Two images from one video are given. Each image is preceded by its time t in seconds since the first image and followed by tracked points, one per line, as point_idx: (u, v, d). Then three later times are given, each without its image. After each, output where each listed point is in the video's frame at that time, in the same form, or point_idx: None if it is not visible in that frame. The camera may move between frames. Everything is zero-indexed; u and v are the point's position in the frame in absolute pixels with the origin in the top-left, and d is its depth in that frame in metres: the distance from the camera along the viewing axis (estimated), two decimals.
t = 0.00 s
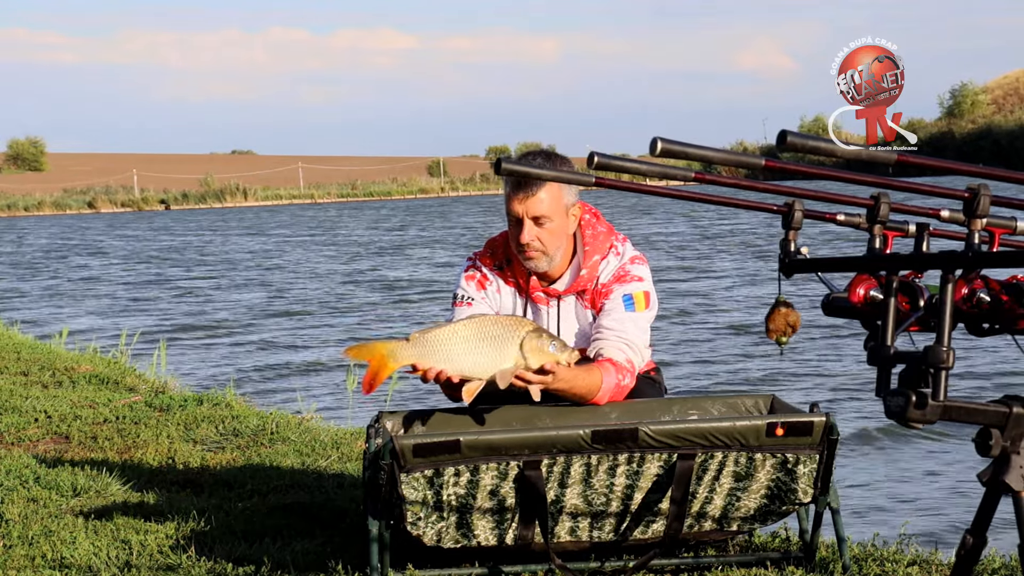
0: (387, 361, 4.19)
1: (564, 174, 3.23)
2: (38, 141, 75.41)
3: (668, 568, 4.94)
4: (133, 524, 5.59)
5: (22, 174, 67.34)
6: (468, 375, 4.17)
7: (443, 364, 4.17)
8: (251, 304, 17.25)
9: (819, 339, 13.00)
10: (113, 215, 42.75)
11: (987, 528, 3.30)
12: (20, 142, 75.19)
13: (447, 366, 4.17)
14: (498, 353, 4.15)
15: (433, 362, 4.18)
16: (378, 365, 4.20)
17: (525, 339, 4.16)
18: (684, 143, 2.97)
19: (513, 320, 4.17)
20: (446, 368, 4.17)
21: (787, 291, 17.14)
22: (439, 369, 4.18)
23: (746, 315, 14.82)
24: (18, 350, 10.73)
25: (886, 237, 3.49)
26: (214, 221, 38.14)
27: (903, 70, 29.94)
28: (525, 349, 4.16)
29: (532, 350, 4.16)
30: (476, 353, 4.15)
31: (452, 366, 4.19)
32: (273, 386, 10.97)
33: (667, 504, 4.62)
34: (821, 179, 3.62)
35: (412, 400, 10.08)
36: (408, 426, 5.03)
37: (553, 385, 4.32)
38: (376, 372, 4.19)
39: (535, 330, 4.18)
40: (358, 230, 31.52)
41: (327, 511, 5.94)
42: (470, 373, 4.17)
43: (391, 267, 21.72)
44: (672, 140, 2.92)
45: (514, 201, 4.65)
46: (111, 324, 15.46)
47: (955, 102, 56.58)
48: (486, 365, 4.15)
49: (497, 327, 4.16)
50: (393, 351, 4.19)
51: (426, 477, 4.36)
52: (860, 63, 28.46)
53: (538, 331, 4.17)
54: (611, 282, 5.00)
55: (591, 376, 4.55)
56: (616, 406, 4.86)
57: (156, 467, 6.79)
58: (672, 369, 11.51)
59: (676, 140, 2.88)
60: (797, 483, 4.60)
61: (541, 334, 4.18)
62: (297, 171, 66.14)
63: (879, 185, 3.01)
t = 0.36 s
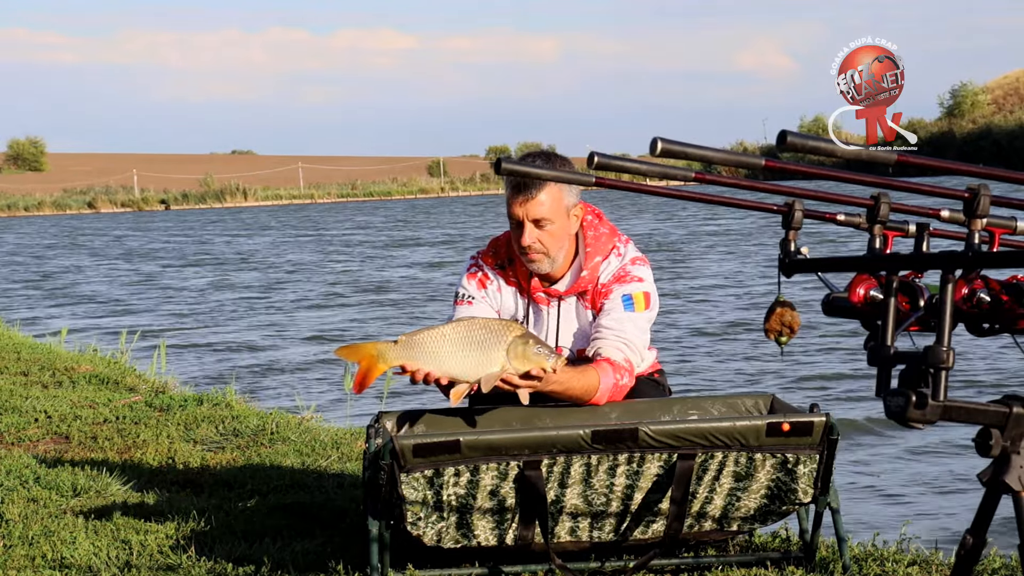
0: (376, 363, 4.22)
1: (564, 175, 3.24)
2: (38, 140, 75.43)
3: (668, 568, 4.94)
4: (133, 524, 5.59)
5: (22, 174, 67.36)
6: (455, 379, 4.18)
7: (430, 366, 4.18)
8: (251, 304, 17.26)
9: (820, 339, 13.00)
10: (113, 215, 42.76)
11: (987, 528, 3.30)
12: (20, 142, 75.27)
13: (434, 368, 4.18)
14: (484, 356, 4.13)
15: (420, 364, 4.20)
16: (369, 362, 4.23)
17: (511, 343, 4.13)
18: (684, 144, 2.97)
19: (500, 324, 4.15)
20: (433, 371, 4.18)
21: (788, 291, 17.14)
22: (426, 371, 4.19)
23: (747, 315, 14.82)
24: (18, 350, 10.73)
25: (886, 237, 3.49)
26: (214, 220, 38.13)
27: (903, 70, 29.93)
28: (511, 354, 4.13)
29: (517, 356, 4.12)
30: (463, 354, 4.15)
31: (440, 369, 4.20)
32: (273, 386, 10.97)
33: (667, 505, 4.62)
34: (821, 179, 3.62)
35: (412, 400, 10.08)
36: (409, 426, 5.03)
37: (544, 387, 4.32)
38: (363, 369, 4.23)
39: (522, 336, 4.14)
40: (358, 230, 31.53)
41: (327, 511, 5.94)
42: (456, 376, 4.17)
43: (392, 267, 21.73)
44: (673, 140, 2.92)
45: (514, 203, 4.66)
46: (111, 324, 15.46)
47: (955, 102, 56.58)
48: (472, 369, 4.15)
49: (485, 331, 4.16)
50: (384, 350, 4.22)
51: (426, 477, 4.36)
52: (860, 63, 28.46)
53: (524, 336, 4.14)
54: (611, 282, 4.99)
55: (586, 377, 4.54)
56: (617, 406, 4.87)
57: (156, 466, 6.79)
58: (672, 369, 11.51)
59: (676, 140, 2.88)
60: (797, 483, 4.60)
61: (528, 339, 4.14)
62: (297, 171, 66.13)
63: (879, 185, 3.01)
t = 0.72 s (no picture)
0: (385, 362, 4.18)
1: (566, 174, 3.25)
2: (37, 140, 75.42)
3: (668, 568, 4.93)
4: (133, 524, 5.59)
5: (22, 174, 67.35)
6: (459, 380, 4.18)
7: (436, 366, 4.17)
8: (250, 304, 17.24)
9: (820, 339, 13.00)
10: (113, 215, 42.76)
11: (987, 528, 3.30)
12: (20, 143, 75.31)
13: (439, 368, 4.17)
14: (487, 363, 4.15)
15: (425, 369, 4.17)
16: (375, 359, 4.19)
17: (512, 345, 4.16)
18: (684, 144, 2.97)
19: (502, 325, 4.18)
20: (437, 371, 4.18)
21: (787, 291, 17.14)
22: (431, 371, 4.17)
23: (747, 315, 14.81)
24: (18, 350, 10.74)
25: (885, 237, 3.49)
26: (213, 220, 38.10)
27: (903, 70, 29.93)
28: (512, 355, 4.16)
29: (519, 357, 4.15)
30: (466, 360, 4.15)
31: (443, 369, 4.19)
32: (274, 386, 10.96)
33: (667, 504, 4.62)
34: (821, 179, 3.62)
35: (412, 401, 10.07)
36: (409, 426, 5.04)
37: (544, 390, 4.34)
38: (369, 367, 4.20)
39: (522, 337, 4.18)
40: (358, 230, 31.52)
41: (327, 511, 5.94)
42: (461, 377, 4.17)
43: (392, 267, 21.72)
44: (672, 140, 2.93)
45: (524, 203, 4.65)
46: (111, 324, 15.46)
47: (954, 102, 56.57)
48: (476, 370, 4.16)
49: (487, 335, 4.16)
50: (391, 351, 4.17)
51: (426, 477, 4.36)
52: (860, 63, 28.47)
53: (524, 337, 4.18)
54: (612, 281, 4.99)
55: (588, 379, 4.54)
56: (616, 406, 4.90)
57: (156, 467, 6.79)
58: (672, 369, 11.51)
59: (676, 140, 2.89)
60: (797, 483, 4.60)
61: (528, 340, 4.18)
62: (297, 171, 66.11)
63: (879, 185, 3.01)
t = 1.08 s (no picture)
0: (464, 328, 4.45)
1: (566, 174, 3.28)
2: (37, 140, 75.43)
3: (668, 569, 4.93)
4: (132, 524, 5.59)
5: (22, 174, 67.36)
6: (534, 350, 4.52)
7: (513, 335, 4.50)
8: (251, 304, 17.25)
9: (820, 339, 13.01)
10: (113, 215, 42.78)
11: (987, 528, 3.30)
12: (20, 143, 75.35)
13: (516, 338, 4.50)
14: (558, 335, 4.52)
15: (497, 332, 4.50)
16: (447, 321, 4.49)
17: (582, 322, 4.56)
18: (683, 144, 2.97)
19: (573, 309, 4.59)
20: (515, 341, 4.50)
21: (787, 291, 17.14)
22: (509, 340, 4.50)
23: (747, 315, 14.81)
24: (18, 350, 10.74)
25: (885, 238, 3.50)
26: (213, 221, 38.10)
27: (903, 70, 29.96)
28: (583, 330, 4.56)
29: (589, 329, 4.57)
30: (539, 331, 4.51)
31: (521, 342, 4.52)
32: (274, 386, 10.97)
33: (667, 505, 4.62)
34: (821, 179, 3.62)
35: (412, 401, 10.07)
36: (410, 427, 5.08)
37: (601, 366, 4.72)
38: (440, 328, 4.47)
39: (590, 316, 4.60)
40: (358, 230, 31.52)
41: (328, 512, 5.95)
42: (536, 347, 4.51)
43: (392, 267, 21.73)
44: (672, 140, 2.93)
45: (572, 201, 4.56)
46: (111, 324, 15.46)
47: (954, 102, 56.58)
48: (550, 342, 4.51)
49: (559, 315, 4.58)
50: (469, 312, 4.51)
51: (426, 477, 4.35)
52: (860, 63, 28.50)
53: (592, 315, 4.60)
54: (622, 261, 5.12)
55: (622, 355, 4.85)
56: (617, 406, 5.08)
57: (156, 467, 6.79)
58: (672, 369, 11.52)
59: (675, 141, 2.89)
60: (797, 483, 4.60)
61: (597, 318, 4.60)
62: (297, 172, 66.11)
63: (879, 185, 3.01)
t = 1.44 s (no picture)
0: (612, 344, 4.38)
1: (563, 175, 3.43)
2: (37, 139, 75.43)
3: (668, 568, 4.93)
4: (132, 524, 5.59)
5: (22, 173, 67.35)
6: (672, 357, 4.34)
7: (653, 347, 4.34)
8: (251, 303, 17.25)
9: (820, 339, 13.01)
10: (113, 215, 42.79)
11: (987, 528, 3.30)
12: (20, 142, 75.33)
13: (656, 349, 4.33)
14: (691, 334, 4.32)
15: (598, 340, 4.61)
16: (553, 314, 4.58)
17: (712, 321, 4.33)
18: (683, 144, 2.99)
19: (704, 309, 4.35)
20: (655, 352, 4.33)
21: (788, 290, 17.14)
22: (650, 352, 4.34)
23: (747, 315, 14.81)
24: (18, 350, 10.73)
25: (885, 237, 3.50)
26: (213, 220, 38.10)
27: (903, 69, 29.95)
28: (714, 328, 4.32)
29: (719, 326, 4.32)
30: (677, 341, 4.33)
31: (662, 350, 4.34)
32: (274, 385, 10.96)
33: (667, 504, 4.62)
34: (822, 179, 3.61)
35: (413, 400, 10.06)
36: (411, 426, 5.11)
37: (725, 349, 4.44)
38: (537, 319, 4.61)
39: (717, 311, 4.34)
40: (358, 230, 31.52)
41: (328, 512, 5.95)
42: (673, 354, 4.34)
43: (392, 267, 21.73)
44: (672, 140, 2.95)
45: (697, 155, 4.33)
46: (111, 324, 15.45)
47: (954, 102, 56.58)
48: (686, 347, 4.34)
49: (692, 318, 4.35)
50: (584, 325, 4.56)
51: (426, 477, 4.36)
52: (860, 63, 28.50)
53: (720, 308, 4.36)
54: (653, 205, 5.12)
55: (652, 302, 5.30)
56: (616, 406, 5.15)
57: (156, 467, 6.78)
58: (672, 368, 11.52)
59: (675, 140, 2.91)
60: (797, 483, 4.60)
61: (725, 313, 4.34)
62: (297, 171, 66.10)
63: (879, 185, 3.01)
